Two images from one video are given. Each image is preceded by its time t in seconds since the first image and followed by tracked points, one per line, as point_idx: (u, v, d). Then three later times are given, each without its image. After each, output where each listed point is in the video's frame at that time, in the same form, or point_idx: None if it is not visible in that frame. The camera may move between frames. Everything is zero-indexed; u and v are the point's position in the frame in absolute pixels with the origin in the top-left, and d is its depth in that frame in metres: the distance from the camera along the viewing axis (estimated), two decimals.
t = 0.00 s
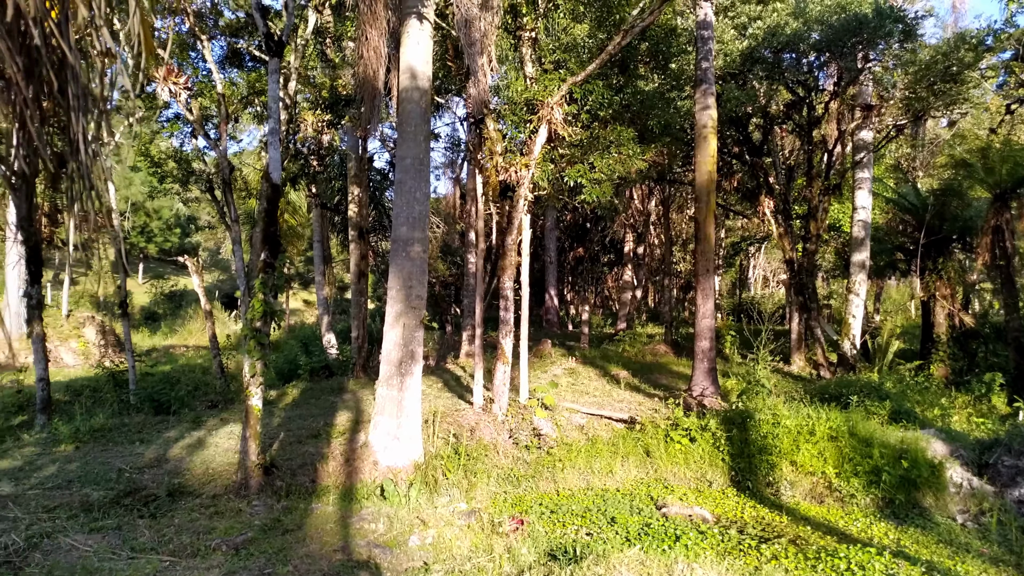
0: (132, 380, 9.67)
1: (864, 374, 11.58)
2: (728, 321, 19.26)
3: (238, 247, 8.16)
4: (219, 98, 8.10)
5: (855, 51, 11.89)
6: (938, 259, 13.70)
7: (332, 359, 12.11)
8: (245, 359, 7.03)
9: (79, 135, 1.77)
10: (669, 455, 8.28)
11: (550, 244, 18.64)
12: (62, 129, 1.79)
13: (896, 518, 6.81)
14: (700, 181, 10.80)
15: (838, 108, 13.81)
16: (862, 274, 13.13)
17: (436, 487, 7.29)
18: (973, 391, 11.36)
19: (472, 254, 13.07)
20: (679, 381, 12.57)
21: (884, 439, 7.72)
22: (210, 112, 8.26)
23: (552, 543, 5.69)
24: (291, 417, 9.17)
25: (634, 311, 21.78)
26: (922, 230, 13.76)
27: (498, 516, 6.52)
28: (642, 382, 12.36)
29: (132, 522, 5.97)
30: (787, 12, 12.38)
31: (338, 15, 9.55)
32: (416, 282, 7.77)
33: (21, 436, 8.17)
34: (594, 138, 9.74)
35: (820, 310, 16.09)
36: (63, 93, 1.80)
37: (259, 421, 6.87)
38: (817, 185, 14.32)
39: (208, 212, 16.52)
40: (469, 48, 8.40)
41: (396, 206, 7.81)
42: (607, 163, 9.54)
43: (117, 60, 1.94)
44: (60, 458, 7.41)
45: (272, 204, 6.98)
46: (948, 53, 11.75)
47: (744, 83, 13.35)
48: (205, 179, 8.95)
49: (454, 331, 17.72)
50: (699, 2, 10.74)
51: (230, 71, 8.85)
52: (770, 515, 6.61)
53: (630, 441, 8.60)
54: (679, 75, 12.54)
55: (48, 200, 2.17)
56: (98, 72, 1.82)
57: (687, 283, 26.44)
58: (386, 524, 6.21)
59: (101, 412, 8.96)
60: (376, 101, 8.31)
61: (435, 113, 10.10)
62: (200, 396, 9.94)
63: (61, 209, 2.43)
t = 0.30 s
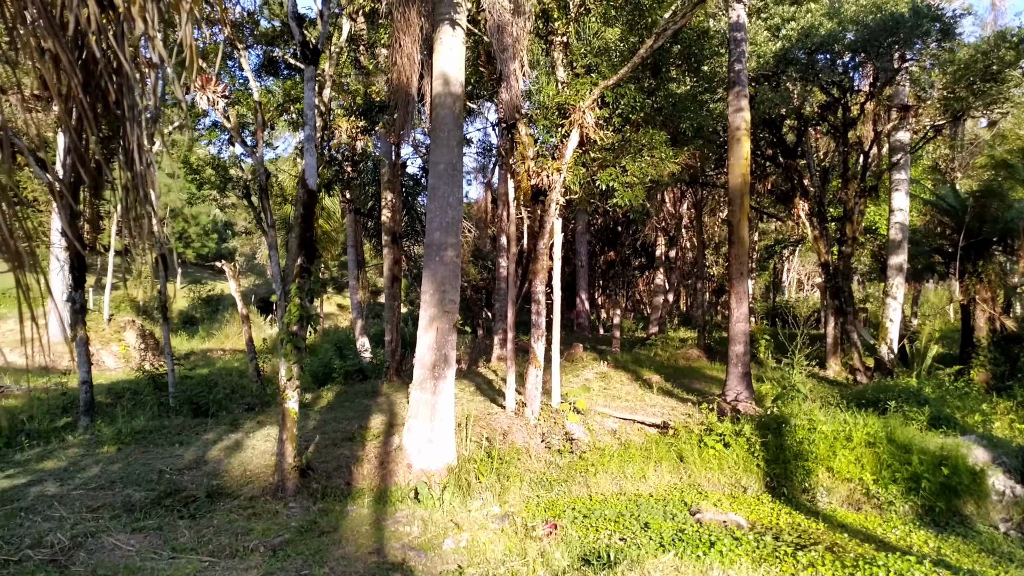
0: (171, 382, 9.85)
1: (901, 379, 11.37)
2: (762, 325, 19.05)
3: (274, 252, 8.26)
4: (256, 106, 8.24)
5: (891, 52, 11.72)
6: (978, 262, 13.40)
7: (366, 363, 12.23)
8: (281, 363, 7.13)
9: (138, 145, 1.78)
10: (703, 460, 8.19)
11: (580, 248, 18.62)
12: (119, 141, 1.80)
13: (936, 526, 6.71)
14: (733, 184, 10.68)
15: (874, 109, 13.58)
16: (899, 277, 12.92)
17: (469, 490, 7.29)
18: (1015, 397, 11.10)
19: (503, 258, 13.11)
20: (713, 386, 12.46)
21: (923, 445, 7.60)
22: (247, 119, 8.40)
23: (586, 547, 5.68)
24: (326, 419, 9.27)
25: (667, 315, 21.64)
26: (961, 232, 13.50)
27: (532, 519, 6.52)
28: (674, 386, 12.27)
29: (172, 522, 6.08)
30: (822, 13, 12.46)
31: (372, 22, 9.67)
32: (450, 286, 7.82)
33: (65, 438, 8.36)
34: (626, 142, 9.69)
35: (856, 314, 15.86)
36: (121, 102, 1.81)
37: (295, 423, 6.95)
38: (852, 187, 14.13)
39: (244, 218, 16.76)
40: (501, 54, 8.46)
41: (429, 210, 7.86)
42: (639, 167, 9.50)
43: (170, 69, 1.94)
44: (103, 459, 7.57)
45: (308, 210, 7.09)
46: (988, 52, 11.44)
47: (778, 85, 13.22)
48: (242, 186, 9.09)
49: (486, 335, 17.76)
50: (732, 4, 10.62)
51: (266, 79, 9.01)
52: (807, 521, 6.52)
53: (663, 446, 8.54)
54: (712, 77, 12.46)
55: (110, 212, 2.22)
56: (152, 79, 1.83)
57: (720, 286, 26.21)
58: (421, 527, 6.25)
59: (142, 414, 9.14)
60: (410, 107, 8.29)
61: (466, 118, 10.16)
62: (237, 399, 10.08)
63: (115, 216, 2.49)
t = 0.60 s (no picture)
0: (210, 384, 10.01)
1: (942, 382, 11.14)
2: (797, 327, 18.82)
3: (310, 256, 8.35)
4: (292, 111, 8.37)
5: (930, 49, 11.49)
6: (1021, 262, 13.08)
7: (400, 364, 12.32)
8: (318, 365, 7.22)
9: (188, 152, 1.81)
10: (738, 464, 8.12)
11: (612, 250, 18.56)
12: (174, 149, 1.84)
13: (979, 532, 6.54)
14: (768, 185, 10.56)
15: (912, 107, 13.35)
16: (939, 278, 12.67)
17: (503, 492, 7.28)
18: None
19: (535, 260, 13.11)
20: (748, 388, 12.34)
21: (966, 450, 7.45)
22: (284, 125, 8.52)
23: (620, 551, 5.65)
24: (361, 421, 9.36)
25: (700, 317, 21.46)
26: (1003, 232, 13.20)
27: (566, 522, 6.51)
28: (708, 389, 12.17)
29: (212, 522, 6.18)
30: (858, 11, 12.26)
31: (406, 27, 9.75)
32: (483, 289, 7.83)
33: (109, 439, 8.55)
34: (658, 143, 9.64)
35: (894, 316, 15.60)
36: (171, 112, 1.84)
37: (331, 425, 7.02)
38: (890, 186, 13.90)
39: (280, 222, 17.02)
40: (534, 57, 8.48)
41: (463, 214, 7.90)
42: (673, 168, 9.45)
43: (217, 81, 1.98)
44: (145, 459, 7.73)
45: (344, 214, 7.16)
46: None
47: (813, 84, 13.07)
48: (278, 190, 9.23)
49: (518, 337, 17.78)
50: (766, 3, 10.54)
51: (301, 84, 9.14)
52: (845, 527, 6.42)
53: (698, 450, 8.48)
54: (746, 77, 12.37)
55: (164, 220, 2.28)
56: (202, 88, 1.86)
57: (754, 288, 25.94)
58: (456, 529, 6.27)
59: (182, 415, 9.32)
60: (444, 112, 8.40)
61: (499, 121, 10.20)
62: (274, 400, 10.22)
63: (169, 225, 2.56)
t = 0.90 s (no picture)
0: (248, 385, 10.17)
1: (985, 384, 10.90)
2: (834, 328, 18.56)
3: (346, 258, 8.44)
4: (327, 116, 8.47)
5: (970, 44, 11.25)
6: None
7: (434, 365, 12.41)
8: (354, 367, 7.30)
9: (231, 152, 1.91)
10: (775, 467, 8.04)
11: (645, 251, 18.46)
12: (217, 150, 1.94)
13: None
14: (805, 184, 10.44)
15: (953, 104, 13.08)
16: (981, 278, 12.39)
17: (537, 493, 7.27)
18: None
19: (567, 262, 13.11)
20: (784, 391, 12.18)
21: (1010, 454, 7.27)
22: (320, 129, 8.61)
23: (655, 554, 5.62)
24: (397, 421, 9.45)
25: (734, 319, 21.26)
26: None
27: (601, 524, 6.49)
28: (744, 391, 12.04)
29: (252, 521, 6.28)
30: (895, 7, 12.06)
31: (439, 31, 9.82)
32: (516, 290, 7.85)
33: (151, 438, 8.74)
34: (691, 143, 9.45)
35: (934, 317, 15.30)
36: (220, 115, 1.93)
37: (368, 425, 7.09)
38: (930, 184, 13.64)
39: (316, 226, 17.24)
40: (567, 58, 8.47)
41: (495, 216, 7.92)
42: (707, 168, 9.38)
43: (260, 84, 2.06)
44: (186, 459, 7.88)
45: (379, 218, 7.24)
46: None
47: (849, 82, 12.89)
48: (315, 194, 9.34)
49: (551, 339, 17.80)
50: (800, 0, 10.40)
51: (336, 89, 9.24)
52: (885, 531, 6.32)
53: (733, 453, 8.41)
54: (780, 76, 12.25)
55: (213, 224, 2.33)
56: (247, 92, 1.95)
57: (789, 289, 25.64)
58: (490, 530, 6.30)
59: (222, 415, 9.48)
60: (477, 114, 8.44)
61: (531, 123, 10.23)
62: (311, 401, 10.35)
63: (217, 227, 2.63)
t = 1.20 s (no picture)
0: (285, 385, 10.31)
1: None
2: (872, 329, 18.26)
3: (381, 260, 8.50)
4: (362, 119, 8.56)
5: (1013, 38, 11.01)
6: None
7: (467, 366, 12.47)
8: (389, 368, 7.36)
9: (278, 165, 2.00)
10: (812, 469, 7.94)
11: (677, 251, 18.33)
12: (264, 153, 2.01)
13: None
14: (841, 182, 10.31)
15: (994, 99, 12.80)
16: None
17: (571, 494, 7.27)
18: None
19: (600, 263, 13.07)
20: (822, 392, 12.02)
21: None
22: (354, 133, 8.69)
23: (691, 556, 5.58)
24: (431, 422, 9.51)
25: (768, 319, 21.03)
26: None
27: (636, 526, 6.45)
28: (780, 393, 11.90)
29: (290, 519, 6.37)
30: (934, 1, 11.80)
31: (471, 34, 9.86)
32: (549, 291, 7.86)
33: (192, 437, 8.90)
34: (726, 142, 9.45)
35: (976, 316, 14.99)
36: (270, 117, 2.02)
37: (403, 426, 7.15)
38: (971, 182, 13.36)
39: (350, 228, 17.42)
40: (599, 59, 8.45)
41: (528, 217, 7.93)
42: (741, 167, 9.30)
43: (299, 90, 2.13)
44: (226, 458, 8.02)
45: (414, 220, 7.29)
46: None
47: (886, 78, 12.69)
48: (349, 196, 9.44)
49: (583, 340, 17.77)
50: None
51: (370, 93, 9.32)
52: (925, 535, 6.20)
53: (769, 455, 8.33)
54: (816, 72, 12.11)
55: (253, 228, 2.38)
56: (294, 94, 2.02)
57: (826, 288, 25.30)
58: (525, 531, 6.31)
59: (260, 416, 9.62)
60: (510, 116, 8.46)
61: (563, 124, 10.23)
62: (347, 401, 10.46)
63: (261, 229, 2.68)
